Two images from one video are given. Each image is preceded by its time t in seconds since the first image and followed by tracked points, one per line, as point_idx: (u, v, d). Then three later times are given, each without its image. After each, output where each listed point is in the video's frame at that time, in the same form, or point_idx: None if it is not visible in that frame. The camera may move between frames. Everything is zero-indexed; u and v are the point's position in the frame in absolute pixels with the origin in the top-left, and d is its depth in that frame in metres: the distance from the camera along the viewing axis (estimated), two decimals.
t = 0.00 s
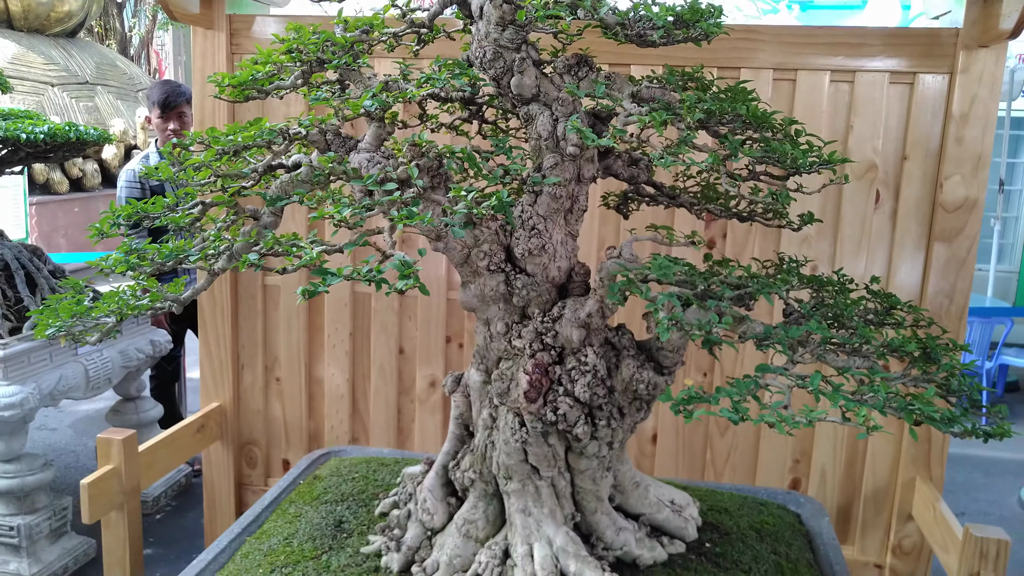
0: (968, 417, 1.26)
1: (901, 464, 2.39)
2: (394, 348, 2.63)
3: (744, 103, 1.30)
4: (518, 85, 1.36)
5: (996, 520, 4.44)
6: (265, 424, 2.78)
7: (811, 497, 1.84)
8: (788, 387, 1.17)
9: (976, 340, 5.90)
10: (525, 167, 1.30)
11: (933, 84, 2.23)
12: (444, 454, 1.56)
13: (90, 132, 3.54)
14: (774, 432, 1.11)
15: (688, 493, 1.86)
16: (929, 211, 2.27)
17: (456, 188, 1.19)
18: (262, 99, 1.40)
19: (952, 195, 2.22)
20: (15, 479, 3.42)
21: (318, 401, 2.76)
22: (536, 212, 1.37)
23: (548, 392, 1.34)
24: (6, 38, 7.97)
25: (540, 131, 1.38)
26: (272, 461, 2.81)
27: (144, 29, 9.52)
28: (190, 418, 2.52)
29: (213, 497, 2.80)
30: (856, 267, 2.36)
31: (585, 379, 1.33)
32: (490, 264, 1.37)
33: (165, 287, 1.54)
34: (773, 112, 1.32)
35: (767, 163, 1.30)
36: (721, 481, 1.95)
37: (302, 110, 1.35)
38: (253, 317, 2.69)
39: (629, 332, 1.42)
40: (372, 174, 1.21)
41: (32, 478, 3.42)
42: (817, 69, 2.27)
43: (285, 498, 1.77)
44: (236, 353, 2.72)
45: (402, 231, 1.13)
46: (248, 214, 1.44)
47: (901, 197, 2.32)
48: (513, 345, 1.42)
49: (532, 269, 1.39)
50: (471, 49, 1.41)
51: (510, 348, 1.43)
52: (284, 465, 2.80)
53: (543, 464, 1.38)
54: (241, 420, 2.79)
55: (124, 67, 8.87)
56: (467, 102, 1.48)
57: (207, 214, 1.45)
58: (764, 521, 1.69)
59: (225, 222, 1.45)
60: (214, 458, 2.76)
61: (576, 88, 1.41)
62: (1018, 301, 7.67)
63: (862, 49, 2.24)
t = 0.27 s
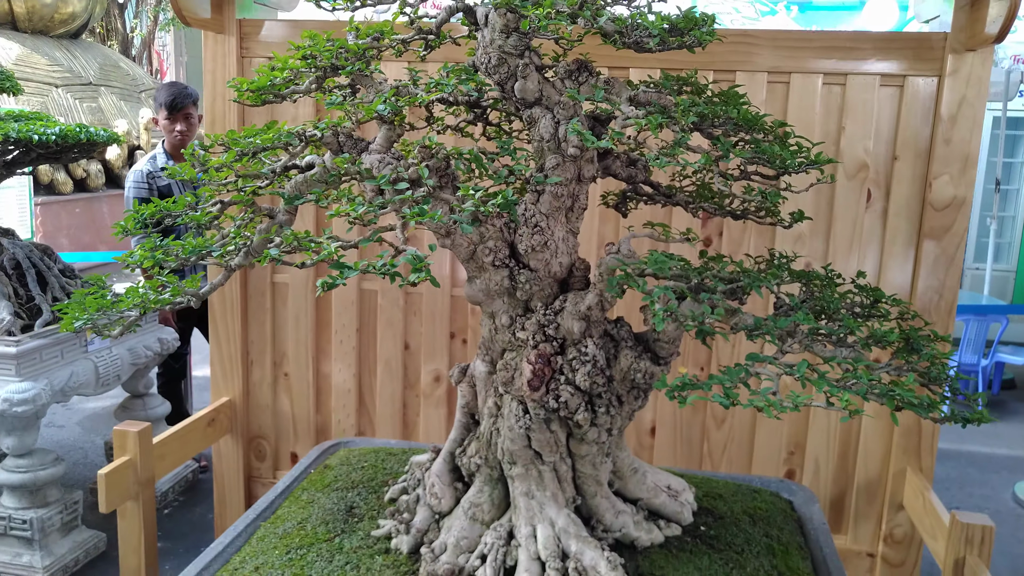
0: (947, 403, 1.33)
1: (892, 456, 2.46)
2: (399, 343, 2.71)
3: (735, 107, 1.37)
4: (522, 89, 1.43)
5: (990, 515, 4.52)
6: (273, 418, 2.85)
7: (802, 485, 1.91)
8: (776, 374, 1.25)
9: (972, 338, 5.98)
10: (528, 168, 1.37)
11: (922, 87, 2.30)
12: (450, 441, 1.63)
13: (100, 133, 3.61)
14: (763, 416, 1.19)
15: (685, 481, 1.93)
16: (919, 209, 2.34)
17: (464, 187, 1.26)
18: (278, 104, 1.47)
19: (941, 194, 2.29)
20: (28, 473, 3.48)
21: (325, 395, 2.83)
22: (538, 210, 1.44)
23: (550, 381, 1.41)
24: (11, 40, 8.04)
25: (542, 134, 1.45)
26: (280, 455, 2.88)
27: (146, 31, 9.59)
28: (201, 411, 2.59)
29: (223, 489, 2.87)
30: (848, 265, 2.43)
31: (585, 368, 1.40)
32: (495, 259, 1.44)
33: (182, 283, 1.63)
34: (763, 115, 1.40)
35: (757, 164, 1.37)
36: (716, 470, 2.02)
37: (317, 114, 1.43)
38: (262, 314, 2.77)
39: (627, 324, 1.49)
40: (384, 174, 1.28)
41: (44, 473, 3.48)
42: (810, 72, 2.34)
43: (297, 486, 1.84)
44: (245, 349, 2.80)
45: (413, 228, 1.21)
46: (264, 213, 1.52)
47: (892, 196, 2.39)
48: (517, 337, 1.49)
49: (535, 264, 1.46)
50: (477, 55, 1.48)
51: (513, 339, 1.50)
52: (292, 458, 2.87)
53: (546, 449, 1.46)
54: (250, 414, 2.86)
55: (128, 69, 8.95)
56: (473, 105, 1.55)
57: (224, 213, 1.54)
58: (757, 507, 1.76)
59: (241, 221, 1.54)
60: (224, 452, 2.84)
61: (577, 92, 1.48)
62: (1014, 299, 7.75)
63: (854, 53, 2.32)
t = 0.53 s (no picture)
0: (931, 393, 1.40)
1: (885, 449, 2.52)
2: (404, 340, 2.77)
3: (729, 110, 1.43)
4: (525, 93, 1.49)
5: (985, 511, 4.58)
6: (281, 413, 2.91)
7: (796, 476, 1.97)
8: (768, 365, 1.31)
9: (968, 337, 6.05)
10: (530, 169, 1.43)
11: (914, 90, 2.36)
12: (455, 432, 1.70)
13: (107, 135, 3.67)
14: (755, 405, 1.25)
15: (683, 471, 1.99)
16: (911, 209, 2.40)
17: (470, 187, 1.33)
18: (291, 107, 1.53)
19: (932, 194, 2.35)
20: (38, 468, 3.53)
21: (331, 390, 2.89)
22: (541, 209, 1.50)
23: (552, 374, 1.47)
24: (15, 41, 8.10)
25: (544, 136, 1.51)
26: (287, 449, 2.94)
27: (149, 31, 9.65)
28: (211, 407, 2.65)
29: (231, 483, 2.93)
30: (843, 265, 2.49)
31: (586, 360, 1.46)
32: (499, 256, 1.50)
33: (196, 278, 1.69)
34: (757, 118, 1.46)
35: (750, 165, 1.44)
36: (712, 462, 2.08)
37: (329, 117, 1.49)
38: (269, 311, 2.83)
39: (626, 319, 1.55)
40: (394, 175, 1.34)
41: (54, 467, 3.53)
42: (805, 74, 2.40)
43: (306, 476, 1.90)
44: (253, 346, 2.85)
45: (421, 227, 1.28)
46: (276, 212, 1.58)
47: (885, 196, 2.44)
48: (520, 331, 1.55)
49: (538, 261, 1.52)
50: (482, 60, 1.54)
51: (517, 333, 1.56)
52: (299, 452, 2.93)
53: (548, 438, 1.53)
54: (257, 410, 2.92)
55: (131, 70, 9.02)
56: (478, 108, 1.60)
57: (238, 212, 1.60)
58: (752, 496, 1.82)
59: (253, 220, 1.60)
60: (232, 446, 2.89)
61: (577, 94, 1.53)
62: (1011, 299, 7.81)
63: (848, 56, 2.38)
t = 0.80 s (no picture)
0: (909, 383, 1.47)
1: (875, 441, 2.59)
2: (406, 336, 2.84)
3: (717, 113, 1.50)
4: (522, 97, 1.56)
5: (978, 505, 4.65)
6: (285, 408, 2.97)
7: (785, 466, 2.04)
8: (753, 356, 1.37)
9: (964, 334, 6.11)
10: (527, 170, 1.50)
11: (902, 92, 2.42)
12: (456, 422, 1.77)
13: (114, 135, 3.73)
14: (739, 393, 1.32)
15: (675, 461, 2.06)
16: (899, 207, 2.46)
17: (470, 188, 1.39)
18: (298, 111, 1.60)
19: (920, 193, 2.41)
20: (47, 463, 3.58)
21: (335, 385, 2.96)
22: (538, 208, 1.57)
23: (548, 366, 1.54)
24: (19, 42, 8.16)
25: (541, 138, 1.58)
26: (291, 443, 3.01)
27: (151, 32, 9.71)
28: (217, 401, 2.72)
29: (237, 476, 3.00)
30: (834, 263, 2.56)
31: (580, 353, 1.53)
32: (497, 254, 1.57)
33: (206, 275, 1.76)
34: (744, 121, 1.52)
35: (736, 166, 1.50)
36: (705, 453, 2.15)
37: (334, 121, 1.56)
38: (274, 308, 2.90)
39: (619, 313, 1.62)
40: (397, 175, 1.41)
41: (62, 462, 3.58)
42: (796, 77, 2.47)
43: (312, 466, 1.97)
44: (259, 342, 2.92)
45: (422, 225, 1.35)
46: (283, 211, 1.65)
47: (874, 195, 2.51)
48: (518, 324, 1.62)
49: (534, 258, 1.59)
50: (481, 66, 1.61)
51: (514, 327, 1.63)
52: (303, 446, 3.00)
53: (544, 427, 1.60)
54: (263, 405, 2.99)
55: (134, 70, 9.08)
56: (477, 111, 1.67)
57: (247, 211, 1.67)
58: (741, 485, 1.89)
59: (262, 219, 1.67)
60: (238, 440, 2.96)
61: (572, 98, 1.60)
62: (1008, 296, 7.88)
63: (838, 59, 2.44)
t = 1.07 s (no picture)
0: (894, 377, 1.51)
1: (867, 437, 2.63)
2: (405, 333, 2.88)
3: (707, 114, 1.54)
4: (518, 98, 1.60)
5: (974, 503, 4.69)
6: (286, 404, 3.01)
7: (776, 460, 2.08)
8: (741, 350, 1.41)
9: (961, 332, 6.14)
10: (521, 170, 1.54)
11: (893, 93, 2.46)
12: (453, 416, 1.80)
13: (116, 135, 3.77)
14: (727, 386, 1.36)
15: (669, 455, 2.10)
16: (891, 206, 2.50)
17: (465, 186, 1.43)
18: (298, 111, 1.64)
19: (911, 192, 2.45)
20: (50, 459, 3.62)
21: (335, 382, 2.99)
22: (533, 207, 1.61)
23: (542, 360, 1.58)
24: (21, 42, 8.20)
25: (536, 138, 1.62)
26: (292, 439, 3.04)
27: (152, 32, 9.75)
28: (219, 397, 2.76)
29: (238, 471, 3.04)
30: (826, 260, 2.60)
31: (574, 347, 1.57)
32: (493, 251, 1.61)
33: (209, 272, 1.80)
34: (734, 121, 1.56)
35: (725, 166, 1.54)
36: (698, 447, 2.19)
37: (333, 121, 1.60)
38: (275, 306, 2.93)
39: (612, 309, 1.66)
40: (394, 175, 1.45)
41: (66, 458, 3.61)
42: (789, 77, 2.51)
43: (313, 460, 2.01)
44: (260, 339, 2.96)
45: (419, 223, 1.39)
46: (284, 209, 1.68)
47: (866, 194, 2.54)
48: (513, 320, 1.66)
49: (529, 256, 1.63)
50: (477, 68, 1.65)
51: (510, 323, 1.67)
52: (304, 442, 3.03)
53: (539, 420, 1.64)
54: (264, 401, 3.03)
55: (135, 70, 9.12)
56: (473, 112, 1.71)
57: (249, 210, 1.71)
58: (733, 478, 1.93)
59: (263, 217, 1.71)
60: (239, 435, 3.00)
61: (566, 99, 1.64)
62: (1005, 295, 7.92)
63: (830, 60, 2.48)
